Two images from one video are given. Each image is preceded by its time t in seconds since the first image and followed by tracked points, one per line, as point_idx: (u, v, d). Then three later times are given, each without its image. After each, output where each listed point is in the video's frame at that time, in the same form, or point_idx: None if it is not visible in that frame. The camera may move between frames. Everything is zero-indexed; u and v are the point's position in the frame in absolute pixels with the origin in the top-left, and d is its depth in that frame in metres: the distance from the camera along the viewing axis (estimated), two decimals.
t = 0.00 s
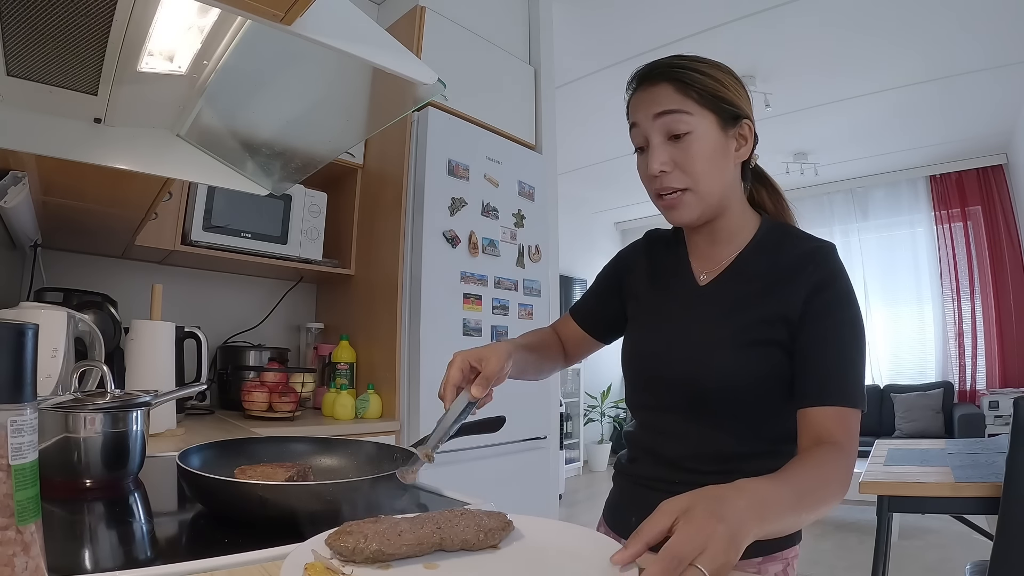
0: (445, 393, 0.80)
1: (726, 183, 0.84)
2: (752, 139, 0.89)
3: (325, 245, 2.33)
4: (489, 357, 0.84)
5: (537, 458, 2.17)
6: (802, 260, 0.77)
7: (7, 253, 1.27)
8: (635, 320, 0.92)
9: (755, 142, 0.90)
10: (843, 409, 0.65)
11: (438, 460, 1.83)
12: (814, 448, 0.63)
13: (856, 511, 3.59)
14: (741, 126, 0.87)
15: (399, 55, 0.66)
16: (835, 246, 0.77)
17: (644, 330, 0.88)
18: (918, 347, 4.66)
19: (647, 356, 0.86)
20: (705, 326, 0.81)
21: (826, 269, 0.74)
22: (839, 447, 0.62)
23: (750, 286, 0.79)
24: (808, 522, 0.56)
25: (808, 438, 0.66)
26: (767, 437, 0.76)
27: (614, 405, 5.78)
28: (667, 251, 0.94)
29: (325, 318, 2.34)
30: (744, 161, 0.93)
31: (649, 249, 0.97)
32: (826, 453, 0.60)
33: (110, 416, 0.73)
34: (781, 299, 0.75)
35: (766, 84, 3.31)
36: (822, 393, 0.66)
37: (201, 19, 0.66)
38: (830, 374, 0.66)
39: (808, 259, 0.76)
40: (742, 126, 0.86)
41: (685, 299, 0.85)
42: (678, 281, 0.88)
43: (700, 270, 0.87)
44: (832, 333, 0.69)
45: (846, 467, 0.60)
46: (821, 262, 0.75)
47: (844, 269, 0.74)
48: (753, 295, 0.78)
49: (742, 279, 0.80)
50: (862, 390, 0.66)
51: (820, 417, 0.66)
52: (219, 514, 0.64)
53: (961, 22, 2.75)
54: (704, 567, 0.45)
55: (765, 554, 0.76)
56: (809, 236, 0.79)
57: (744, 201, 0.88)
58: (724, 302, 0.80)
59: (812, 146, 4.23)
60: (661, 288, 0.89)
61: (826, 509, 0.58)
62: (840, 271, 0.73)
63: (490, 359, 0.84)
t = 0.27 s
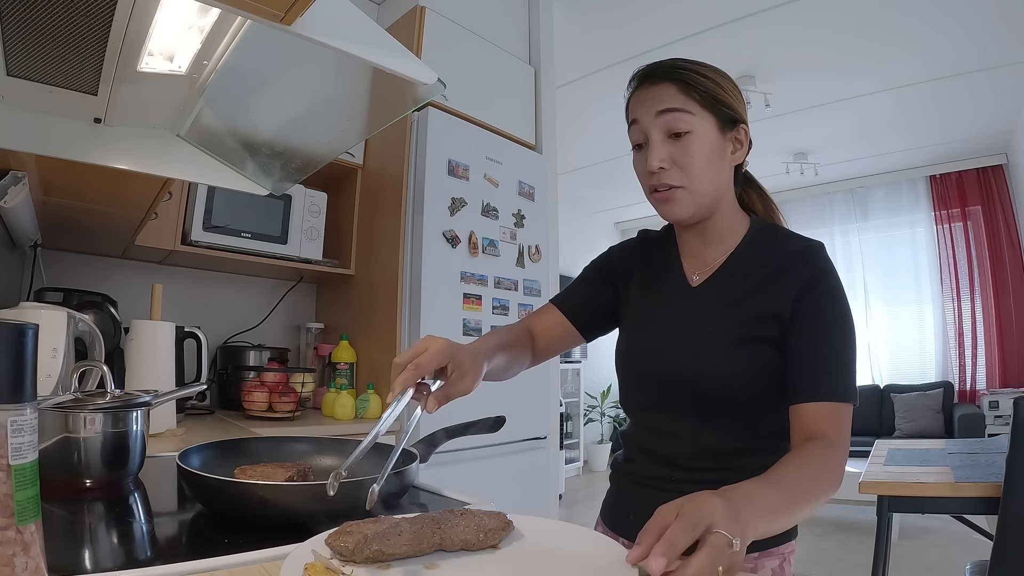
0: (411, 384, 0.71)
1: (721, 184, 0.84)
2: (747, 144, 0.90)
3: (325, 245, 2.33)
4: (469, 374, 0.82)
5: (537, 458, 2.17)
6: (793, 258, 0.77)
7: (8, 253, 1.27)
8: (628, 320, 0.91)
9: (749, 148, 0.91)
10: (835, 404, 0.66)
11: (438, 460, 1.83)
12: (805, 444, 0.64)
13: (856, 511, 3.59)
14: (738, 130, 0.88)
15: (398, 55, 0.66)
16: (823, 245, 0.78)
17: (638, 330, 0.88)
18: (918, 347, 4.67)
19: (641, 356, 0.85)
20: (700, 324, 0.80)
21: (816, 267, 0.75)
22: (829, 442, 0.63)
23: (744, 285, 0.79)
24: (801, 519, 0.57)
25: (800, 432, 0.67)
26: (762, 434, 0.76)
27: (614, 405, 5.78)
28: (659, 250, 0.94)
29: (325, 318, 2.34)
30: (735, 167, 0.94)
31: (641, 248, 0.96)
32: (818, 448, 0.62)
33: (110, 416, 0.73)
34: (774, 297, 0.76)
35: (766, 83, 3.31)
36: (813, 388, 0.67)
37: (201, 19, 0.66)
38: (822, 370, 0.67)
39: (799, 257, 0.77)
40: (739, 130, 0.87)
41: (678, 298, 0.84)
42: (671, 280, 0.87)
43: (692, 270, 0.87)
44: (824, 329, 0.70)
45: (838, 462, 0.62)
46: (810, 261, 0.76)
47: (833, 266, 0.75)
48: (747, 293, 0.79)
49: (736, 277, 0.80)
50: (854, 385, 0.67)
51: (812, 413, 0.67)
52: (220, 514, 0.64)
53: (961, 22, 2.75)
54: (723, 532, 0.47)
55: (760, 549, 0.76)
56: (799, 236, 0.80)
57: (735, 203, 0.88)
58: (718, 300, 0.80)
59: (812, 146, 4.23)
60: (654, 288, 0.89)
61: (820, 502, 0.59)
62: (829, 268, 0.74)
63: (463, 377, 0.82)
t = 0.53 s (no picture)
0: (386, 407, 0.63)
1: (721, 183, 0.85)
2: (746, 145, 0.90)
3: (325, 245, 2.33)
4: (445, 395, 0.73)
5: (537, 458, 2.17)
6: (791, 259, 0.79)
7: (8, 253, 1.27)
8: (622, 321, 0.89)
9: (747, 149, 0.92)
10: (833, 399, 0.68)
11: (438, 460, 1.83)
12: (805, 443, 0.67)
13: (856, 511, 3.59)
14: (738, 131, 0.88)
15: (401, 56, 0.67)
16: (819, 247, 0.80)
17: (635, 330, 0.86)
18: (918, 347, 4.67)
19: (640, 355, 0.83)
20: (700, 324, 0.80)
21: (813, 268, 0.77)
22: (831, 440, 0.65)
23: (745, 285, 0.79)
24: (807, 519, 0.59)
25: (801, 429, 0.70)
26: (763, 432, 0.77)
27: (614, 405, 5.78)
28: (651, 248, 0.92)
29: (324, 318, 2.34)
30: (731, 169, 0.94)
31: (631, 245, 0.95)
32: (819, 447, 0.64)
33: (110, 417, 0.73)
34: (776, 297, 0.77)
35: (766, 83, 3.31)
36: (812, 385, 0.70)
37: (201, 19, 0.66)
38: (821, 368, 0.70)
39: (797, 258, 0.79)
40: (739, 131, 0.88)
41: (676, 297, 0.83)
42: (668, 280, 0.86)
43: (691, 272, 0.86)
44: (825, 329, 0.72)
45: (839, 460, 0.63)
46: (808, 262, 0.78)
47: (829, 268, 0.77)
48: (748, 292, 0.79)
49: (737, 277, 0.80)
50: (851, 382, 0.70)
51: (811, 410, 0.69)
52: (220, 514, 0.64)
53: (962, 22, 2.75)
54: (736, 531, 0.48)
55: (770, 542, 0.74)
56: (793, 236, 0.82)
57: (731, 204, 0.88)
58: (719, 300, 0.80)
59: (813, 146, 4.23)
60: (650, 287, 0.87)
61: (825, 500, 0.60)
62: (827, 269, 0.77)
63: (435, 396, 0.73)
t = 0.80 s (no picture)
0: (369, 412, 0.63)
1: (718, 182, 0.85)
2: (743, 145, 0.91)
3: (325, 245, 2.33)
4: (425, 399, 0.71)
5: (537, 458, 2.17)
6: (787, 258, 0.79)
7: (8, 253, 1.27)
8: (618, 321, 0.88)
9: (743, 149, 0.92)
10: (829, 395, 0.69)
11: (438, 460, 1.83)
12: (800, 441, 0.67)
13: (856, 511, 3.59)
14: (736, 131, 0.89)
15: (401, 55, 0.66)
16: (814, 244, 0.81)
17: (631, 330, 0.86)
18: (918, 347, 4.67)
19: (636, 356, 0.83)
20: (697, 324, 0.80)
21: (808, 266, 0.78)
22: (827, 437, 0.65)
23: (741, 284, 0.80)
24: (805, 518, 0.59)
25: (797, 427, 0.70)
26: (761, 430, 0.77)
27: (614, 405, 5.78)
28: (646, 247, 0.92)
29: (324, 318, 2.34)
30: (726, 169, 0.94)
31: (625, 245, 0.94)
32: (815, 444, 0.64)
33: (110, 417, 0.73)
34: (772, 295, 0.77)
35: (766, 83, 3.31)
36: (808, 381, 0.70)
37: (201, 19, 0.66)
38: (817, 365, 0.70)
39: (792, 256, 0.79)
40: (737, 131, 0.88)
41: (672, 297, 0.83)
42: (663, 280, 0.85)
43: (686, 271, 0.86)
44: (821, 327, 0.73)
45: (835, 459, 0.64)
46: (803, 260, 0.78)
47: (824, 265, 0.78)
48: (744, 291, 0.79)
49: (733, 276, 0.81)
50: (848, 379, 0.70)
51: (807, 408, 0.70)
52: (220, 514, 0.64)
53: (962, 22, 2.75)
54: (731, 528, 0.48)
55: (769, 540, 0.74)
56: (787, 234, 0.83)
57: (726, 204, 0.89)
58: (715, 299, 0.80)
59: (813, 146, 4.23)
60: (645, 288, 0.87)
61: (819, 500, 0.61)
62: (822, 266, 0.78)
63: (415, 401, 0.71)
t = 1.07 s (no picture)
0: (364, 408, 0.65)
1: (713, 181, 0.85)
2: (739, 145, 0.91)
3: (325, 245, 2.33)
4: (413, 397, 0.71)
5: (537, 458, 2.17)
6: (783, 254, 0.79)
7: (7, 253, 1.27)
8: (613, 320, 0.88)
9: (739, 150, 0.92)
10: (827, 393, 0.69)
11: (438, 460, 1.83)
12: (797, 439, 0.67)
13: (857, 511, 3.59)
14: (731, 130, 0.88)
15: (398, 54, 0.66)
16: (809, 241, 0.81)
17: (625, 329, 0.85)
18: (918, 347, 4.67)
19: (631, 355, 0.83)
20: (693, 322, 0.79)
21: (804, 262, 0.78)
22: (824, 435, 0.65)
23: (737, 281, 0.80)
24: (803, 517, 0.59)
25: (795, 425, 0.70)
26: (758, 428, 0.77)
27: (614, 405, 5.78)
28: (640, 247, 0.92)
29: (324, 318, 2.34)
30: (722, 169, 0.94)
31: (619, 244, 0.94)
32: (813, 442, 0.64)
33: (110, 417, 0.73)
34: (768, 291, 0.77)
35: (766, 83, 3.31)
36: (805, 378, 0.70)
37: (202, 19, 0.66)
38: (816, 362, 0.70)
39: (788, 252, 0.79)
40: (732, 131, 0.88)
41: (668, 296, 0.83)
42: (658, 279, 0.85)
43: (681, 268, 0.86)
44: (818, 323, 0.72)
45: (834, 458, 0.64)
46: (799, 256, 0.78)
47: (820, 262, 0.78)
48: (740, 288, 0.79)
49: (728, 274, 0.80)
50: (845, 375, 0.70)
51: (805, 405, 0.69)
52: (220, 514, 0.64)
53: (962, 22, 2.76)
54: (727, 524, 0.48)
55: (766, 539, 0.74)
56: (782, 232, 0.82)
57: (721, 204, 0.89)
58: (710, 297, 0.80)
59: (813, 146, 4.23)
60: (639, 286, 0.87)
61: (819, 499, 0.61)
62: (818, 263, 0.78)
63: (406, 397, 0.70)
